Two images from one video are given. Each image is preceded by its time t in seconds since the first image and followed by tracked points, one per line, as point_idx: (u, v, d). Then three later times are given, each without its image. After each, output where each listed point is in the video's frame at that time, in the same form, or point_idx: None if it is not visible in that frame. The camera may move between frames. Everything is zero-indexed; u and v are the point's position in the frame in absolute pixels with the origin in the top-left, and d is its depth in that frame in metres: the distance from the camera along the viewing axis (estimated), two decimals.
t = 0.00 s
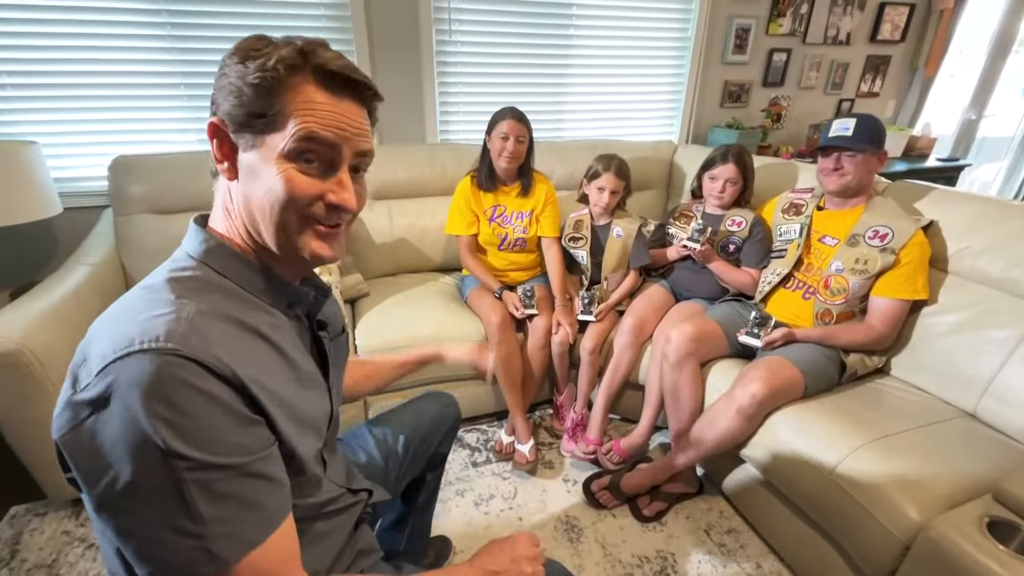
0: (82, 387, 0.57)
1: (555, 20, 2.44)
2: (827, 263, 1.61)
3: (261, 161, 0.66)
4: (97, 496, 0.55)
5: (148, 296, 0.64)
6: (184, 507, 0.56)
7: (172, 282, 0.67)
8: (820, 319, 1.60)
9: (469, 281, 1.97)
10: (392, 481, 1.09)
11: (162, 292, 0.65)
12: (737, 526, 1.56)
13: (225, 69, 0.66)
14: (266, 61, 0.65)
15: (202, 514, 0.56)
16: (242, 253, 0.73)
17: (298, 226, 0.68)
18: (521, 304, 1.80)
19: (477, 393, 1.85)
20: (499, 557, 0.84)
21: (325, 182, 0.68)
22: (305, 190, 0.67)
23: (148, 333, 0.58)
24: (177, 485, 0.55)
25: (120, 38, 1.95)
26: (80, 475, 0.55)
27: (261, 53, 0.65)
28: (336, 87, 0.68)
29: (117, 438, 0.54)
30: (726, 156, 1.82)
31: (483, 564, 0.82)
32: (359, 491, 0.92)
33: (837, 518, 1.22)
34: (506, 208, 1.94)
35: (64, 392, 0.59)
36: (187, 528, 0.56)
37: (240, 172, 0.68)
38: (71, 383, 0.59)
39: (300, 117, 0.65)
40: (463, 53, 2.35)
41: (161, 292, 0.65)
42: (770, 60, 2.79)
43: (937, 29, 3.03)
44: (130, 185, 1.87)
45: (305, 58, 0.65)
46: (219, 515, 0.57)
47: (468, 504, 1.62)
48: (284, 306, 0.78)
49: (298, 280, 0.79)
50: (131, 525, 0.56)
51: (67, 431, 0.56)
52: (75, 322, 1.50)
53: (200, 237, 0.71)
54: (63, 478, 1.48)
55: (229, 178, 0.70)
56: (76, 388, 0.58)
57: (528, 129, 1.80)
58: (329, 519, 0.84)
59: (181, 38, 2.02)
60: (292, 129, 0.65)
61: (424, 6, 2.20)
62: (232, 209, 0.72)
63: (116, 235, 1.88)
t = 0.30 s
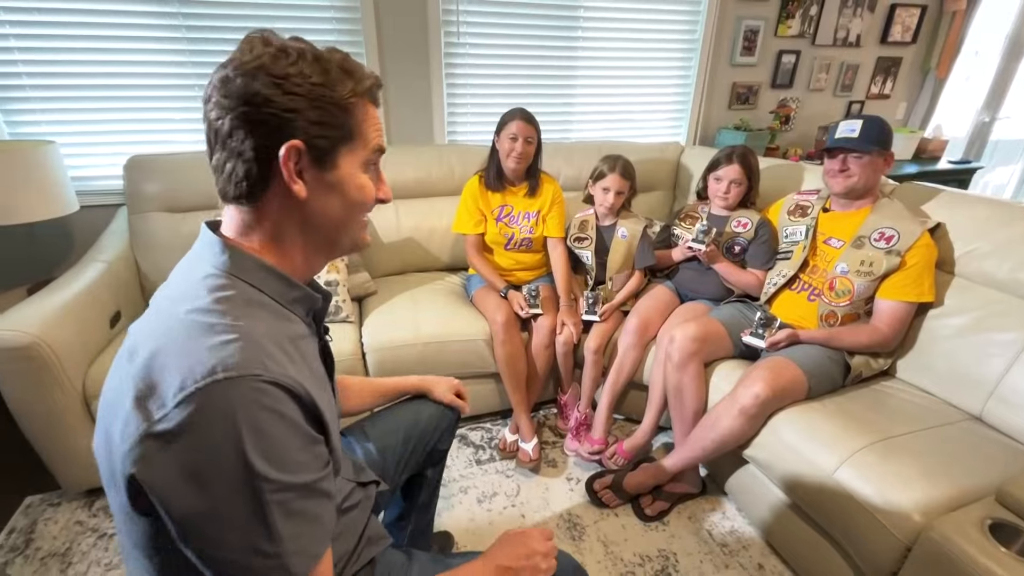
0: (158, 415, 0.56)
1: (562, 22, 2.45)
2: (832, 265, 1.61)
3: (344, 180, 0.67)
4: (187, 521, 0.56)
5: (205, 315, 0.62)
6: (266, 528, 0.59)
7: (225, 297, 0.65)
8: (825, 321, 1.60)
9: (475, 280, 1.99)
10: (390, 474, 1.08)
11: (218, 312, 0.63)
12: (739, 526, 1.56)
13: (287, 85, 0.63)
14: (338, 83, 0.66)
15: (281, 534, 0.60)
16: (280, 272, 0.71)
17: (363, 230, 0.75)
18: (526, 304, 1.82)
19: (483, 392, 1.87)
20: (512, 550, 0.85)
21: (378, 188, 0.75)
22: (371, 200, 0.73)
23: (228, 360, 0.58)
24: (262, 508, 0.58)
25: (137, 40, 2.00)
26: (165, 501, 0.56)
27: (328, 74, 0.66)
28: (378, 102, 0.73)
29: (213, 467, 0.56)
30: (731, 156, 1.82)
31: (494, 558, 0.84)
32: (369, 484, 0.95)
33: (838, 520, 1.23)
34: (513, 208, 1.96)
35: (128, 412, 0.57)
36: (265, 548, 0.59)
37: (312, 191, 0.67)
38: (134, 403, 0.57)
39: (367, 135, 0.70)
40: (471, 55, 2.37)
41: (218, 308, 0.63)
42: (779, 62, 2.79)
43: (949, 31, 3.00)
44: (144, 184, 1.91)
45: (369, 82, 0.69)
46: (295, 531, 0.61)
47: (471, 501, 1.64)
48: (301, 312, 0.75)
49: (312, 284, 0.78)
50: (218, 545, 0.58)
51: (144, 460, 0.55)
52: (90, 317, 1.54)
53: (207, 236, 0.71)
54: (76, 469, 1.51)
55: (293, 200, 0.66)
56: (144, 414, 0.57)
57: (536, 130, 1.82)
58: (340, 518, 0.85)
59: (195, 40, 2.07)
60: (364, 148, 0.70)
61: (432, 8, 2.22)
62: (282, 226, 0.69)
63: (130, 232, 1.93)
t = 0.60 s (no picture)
0: (178, 413, 0.57)
1: (567, 23, 2.46)
2: (835, 266, 1.60)
3: (354, 181, 0.68)
4: (205, 520, 0.57)
5: (218, 316, 0.63)
6: (280, 522, 0.59)
7: (237, 298, 0.65)
8: (827, 322, 1.59)
9: (478, 279, 2.00)
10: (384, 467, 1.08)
11: (231, 313, 0.64)
12: (739, 528, 1.56)
13: (299, 89, 0.63)
14: (347, 85, 0.66)
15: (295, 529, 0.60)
16: (288, 271, 0.71)
17: (370, 228, 0.76)
18: (528, 303, 1.82)
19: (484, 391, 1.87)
20: (512, 534, 0.86)
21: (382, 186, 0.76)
22: (377, 199, 0.74)
23: (246, 361, 0.59)
24: (276, 503, 0.59)
25: (145, 40, 2.02)
26: (183, 498, 0.57)
27: (337, 76, 0.66)
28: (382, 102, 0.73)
29: (230, 466, 0.57)
30: (735, 157, 1.82)
31: (495, 542, 0.84)
32: (365, 472, 0.93)
33: (838, 521, 1.22)
34: (517, 208, 1.97)
35: (146, 412, 0.58)
36: (280, 543, 0.59)
37: (324, 193, 0.67)
38: (152, 403, 0.58)
39: (373, 135, 0.71)
40: (475, 56, 2.38)
41: (232, 309, 0.64)
42: (784, 63, 2.78)
43: (956, 32, 2.98)
44: (151, 183, 1.93)
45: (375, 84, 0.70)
46: (308, 526, 0.61)
47: (472, 500, 1.64)
48: (306, 310, 0.76)
49: (317, 282, 0.78)
50: (235, 542, 0.58)
51: (166, 456, 0.56)
52: (97, 313, 1.56)
53: (213, 233, 0.71)
54: (82, 464, 1.53)
55: (305, 202, 0.67)
56: (164, 412, 0.57)
57: (543, 131, 1.83)
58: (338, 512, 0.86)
59: (203, 41, 2.09)
60: (371, 147, 0.70)
61: (437, 9, 2.23)
62: (293, 227, 0.69)
63: (137, 231, 1.95)
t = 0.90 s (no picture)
0: (185, 415, 0.57)
1: (571, 25, 2.46)
2: (838, 269, 1.60)
3: (348, 178, 0.69)
4: (214, 518, 0.58)
5: (218, 317, 0.63)
6: (288, 518, 0.60)
7: (238, 298, 0.65)
8: (830, 325, 1.59)
9: (480, 280, 2.00)
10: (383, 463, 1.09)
11: (233, 314, 0.64)
12: (739, 531, 1.56)
13: (291, 88, 0.63)
14: (338, 84, 0.67)
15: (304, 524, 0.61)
16: (285, 270, 0.72)
17: (365, 224, 0.77)
18: (529, 304, 1.83)
19: (486, 392, 1.88)
20: (517, 526, 0.85)
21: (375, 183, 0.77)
22: (370, 196, 0.75)
23: (249, 362, 0.59)
24: (284, 499, 0.59)
25: (152, 43, 2.04)
26: (193, 499, 0.57)
27: (327, 75, 0.66)
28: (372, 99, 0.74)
29: (239, 465, 0.57)
30: (739, 160, 1.82)
31: (502, 532, 0.84)
32: (365, 469, 0.94)
33: (838, 524, 1.22)
34: (522, 210, 1.98)
35: (151, 415, 0.58)
36: (289, 538, 0.60)
37: (318, 191, 0.68)
38: (156, 405, 0.59)
39: (365, 132, 0.71)
40: (478, 58, 2.39)
41: (232, 310, 0.64)
42: (789, 65, 2.77)
43: (963, 33, 2.96)
44: (157, 183, 1.95)
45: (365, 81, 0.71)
46: (315, 522, 0.62)
47: (472, 500, 1.65)
48: (305, 309, 0.77)
49: (314, 281, 0.79)
50: (247, 538, 0.59)
51: (175, 457, 0.57)
52: (102, 312, 1.57)
53: (208, 234, 0.71)
54: (86, 461, 1.55)
55: (299, 200, 0.67)
56: (170, 414, 0.58)
57: (548, 133, 1.84)
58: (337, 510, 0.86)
59: (209, 43, 2.11)
60: (363, 144, 0.71)
61: (440, 12, 2.24)
62: (289, 226, 0.70)
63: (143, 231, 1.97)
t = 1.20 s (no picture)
0: (216, 421, 0.55)
1: (572, 26, 2.47)
2: (838, 271, 1.60)
3: (359, 192, 0.69)
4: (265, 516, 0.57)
5: (229, 322, 0.61)
6: (344, 497, 0.58)
7: (244, 305, 0.64)
8: (830, 326, 1.59)
9: (481, 281, 2.01)
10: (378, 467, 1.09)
11: (241, 321, 0.63)
12: (739, 533, 1.56)
13: (311, 100, 0.63)
14: (357, 99, 0.67)
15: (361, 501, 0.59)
16: (290, 277, 0.71)
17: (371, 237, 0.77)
18: (529, 305, 1.83)
19: (486, 392, 1.88)
20: (565, 434, 0.80)
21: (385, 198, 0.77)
22: (379, 211, 0.75)
23: (271, 361, 0.58)
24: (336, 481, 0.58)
25: (156, 43, 2.06)
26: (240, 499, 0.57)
27: (347, 90, 0.66)
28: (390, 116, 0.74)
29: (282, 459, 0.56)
30: (740, 161, 1.82)
31: (552, 445, 0.79)
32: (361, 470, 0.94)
33: (836, 526, 1.22)
34: (522, 211, 1.98)
35: (178, 429, 0.56)
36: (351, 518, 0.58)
37: (328, 203, 0.68)
38: (180, 416, 0.56)
39: (380, 147, 0.71)
40: (479, 59, 2.40)
41: (240, 315, 0.63)
42: (791, 66, 2.77)
43: (965, 36, 2.96)
44: (159, 183, 1.96)
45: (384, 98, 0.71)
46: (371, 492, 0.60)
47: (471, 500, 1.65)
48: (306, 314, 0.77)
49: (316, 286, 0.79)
50: (309, 529, 0.58)
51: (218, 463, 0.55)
52: (104, 310, 1.58)
53: (206, 240, 0.70)
54: (88, 459, 1.55)
55: (308, 209, 0.68)
56: (199, 422, 0.55)
57: (549, 134, 1.84)
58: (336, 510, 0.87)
59: (212, 43, 2.12)
60: (376, 160, 0.71)
61: (442, 13, 2.25)
62: (296, 234, 0.70)
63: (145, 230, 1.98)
